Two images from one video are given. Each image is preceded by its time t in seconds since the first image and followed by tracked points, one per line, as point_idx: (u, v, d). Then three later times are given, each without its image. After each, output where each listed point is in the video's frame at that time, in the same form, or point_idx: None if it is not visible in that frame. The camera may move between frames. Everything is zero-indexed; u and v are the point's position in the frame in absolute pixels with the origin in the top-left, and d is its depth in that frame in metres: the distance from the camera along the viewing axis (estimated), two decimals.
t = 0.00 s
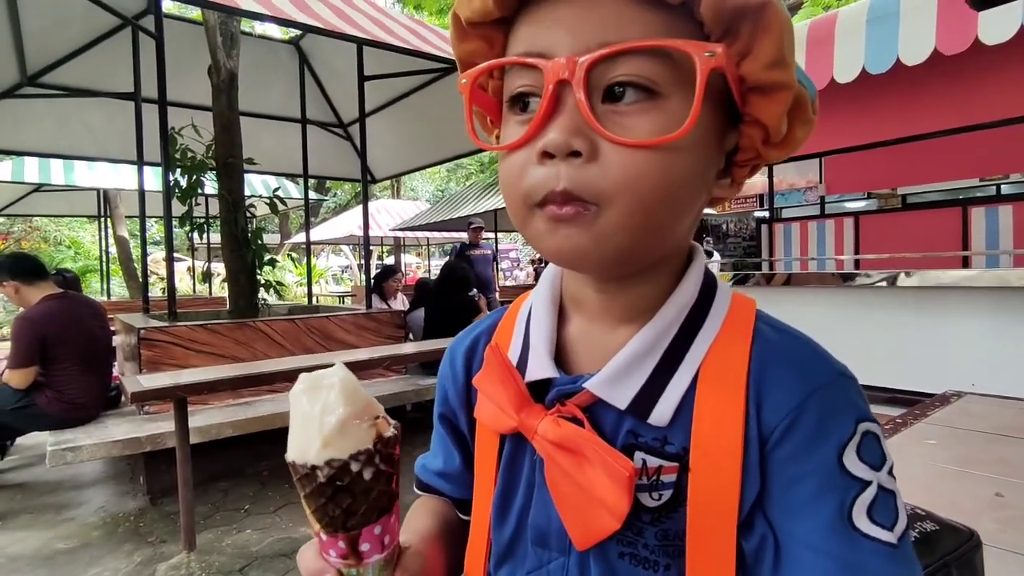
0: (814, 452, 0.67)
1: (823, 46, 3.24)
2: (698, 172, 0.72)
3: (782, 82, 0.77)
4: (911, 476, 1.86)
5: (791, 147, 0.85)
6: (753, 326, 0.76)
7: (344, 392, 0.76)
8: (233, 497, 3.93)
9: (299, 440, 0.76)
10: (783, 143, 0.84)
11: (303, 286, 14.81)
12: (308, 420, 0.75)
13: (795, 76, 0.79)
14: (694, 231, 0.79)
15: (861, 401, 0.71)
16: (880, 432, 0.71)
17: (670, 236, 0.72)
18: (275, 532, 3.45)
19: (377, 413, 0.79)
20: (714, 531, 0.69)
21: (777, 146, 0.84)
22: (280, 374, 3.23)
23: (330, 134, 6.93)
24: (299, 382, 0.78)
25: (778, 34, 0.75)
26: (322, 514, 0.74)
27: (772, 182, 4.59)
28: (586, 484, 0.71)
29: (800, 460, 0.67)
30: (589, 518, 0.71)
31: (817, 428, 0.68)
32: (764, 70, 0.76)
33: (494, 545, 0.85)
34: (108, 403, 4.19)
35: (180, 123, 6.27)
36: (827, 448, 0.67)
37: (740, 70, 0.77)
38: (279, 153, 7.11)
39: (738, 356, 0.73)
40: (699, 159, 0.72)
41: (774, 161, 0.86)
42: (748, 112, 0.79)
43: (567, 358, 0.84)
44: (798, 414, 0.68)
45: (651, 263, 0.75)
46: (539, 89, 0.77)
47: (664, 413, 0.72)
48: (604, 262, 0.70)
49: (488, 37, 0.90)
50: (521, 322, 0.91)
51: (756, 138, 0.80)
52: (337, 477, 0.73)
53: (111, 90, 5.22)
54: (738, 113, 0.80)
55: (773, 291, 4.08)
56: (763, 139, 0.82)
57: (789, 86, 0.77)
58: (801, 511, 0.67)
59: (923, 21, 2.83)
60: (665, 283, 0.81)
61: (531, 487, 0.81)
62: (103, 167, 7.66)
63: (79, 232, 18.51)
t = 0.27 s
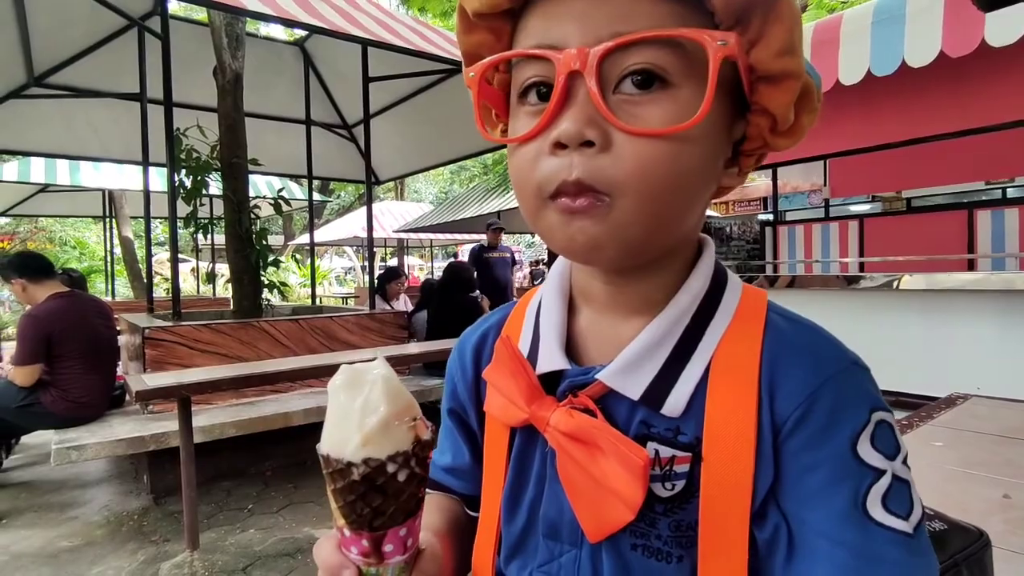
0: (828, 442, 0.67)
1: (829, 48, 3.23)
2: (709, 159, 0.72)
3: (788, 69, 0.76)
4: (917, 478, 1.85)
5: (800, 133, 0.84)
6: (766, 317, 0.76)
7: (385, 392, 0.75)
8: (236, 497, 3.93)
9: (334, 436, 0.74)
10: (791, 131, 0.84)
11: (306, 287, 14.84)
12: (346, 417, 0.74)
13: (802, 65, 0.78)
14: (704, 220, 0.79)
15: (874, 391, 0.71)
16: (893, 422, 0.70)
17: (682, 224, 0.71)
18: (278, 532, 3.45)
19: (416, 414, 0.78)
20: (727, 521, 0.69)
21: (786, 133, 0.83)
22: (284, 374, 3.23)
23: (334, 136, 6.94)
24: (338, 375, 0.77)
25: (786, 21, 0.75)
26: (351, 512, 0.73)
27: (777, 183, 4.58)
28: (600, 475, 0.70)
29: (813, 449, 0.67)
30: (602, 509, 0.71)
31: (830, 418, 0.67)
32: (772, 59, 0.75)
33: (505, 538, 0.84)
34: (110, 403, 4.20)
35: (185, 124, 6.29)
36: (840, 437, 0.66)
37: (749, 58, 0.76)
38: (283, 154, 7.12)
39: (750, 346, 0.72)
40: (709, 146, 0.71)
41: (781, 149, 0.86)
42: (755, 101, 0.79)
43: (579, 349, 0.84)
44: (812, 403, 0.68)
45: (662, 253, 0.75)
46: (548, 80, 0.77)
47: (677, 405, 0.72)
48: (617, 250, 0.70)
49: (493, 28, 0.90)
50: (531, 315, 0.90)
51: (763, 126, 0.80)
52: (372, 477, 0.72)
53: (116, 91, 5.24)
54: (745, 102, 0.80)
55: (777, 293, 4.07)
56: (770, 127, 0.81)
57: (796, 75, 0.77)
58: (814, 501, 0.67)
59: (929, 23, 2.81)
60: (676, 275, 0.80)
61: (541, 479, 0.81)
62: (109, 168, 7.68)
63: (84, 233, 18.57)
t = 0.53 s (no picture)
0: (830, 442, 0.67)
1: (832, 52, 3.22)
2: (708, 157, 0.72)
3: (777, 57, 0.77)
4: (921, 483, 1.85)
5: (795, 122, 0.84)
6: (770, 318, 0.76)
7: (391, 385, 0.77)
8: (239, 497, 3.94)
9: (342, 426, 0.76)
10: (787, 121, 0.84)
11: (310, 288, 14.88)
12: (353, 408, 0.76)
13: (789, 52, 0.79)
14: (706, 218, 0.79)
15: (879, 393, 0.71)
16: (897, 424, 0.71)
17: (683, 220, 0.72)
18: (281, 533, 3.45)
19: (420, 408, 0.80)
20: (728, 522, 0.69)
21: (781, 121, 0.83)
22: (288, 375, 3.24)
23: (338, 138, 6.96)
24: (346, 368, 0.79)
25: (766, 12, 0.76)
26: (354, 501, 0.74)
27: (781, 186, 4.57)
28: (602, 471, 0.71)
29: (815, 449, 0.67)
30: (604, 506, 0.71)
31: (833, 418, 0.67)
32: (761, 48, 0.75)
33: (509, 535, 0.85)
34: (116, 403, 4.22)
35: (191, 126, 6.32)
36: (842, 438, 0.67)
37: (736, 50, 0.76)
38: (288, 156, 7.15)
39: (753, 346, 0.73)
40: (708, 143, 0.72)
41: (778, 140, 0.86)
42: (748, 91, 0.79)
43: (584, 349, 0.85)
44: (813, 403, 0.68)
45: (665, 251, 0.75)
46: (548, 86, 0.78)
47: (679, 403, 0.72)
48: (621, 249, 0.70)
49: (492, 50, 0.91)
50: (537, 316, 0.91)
51: (759, 116, 0.80)
52: (376, 467, 0.74)
53: (123, 92, 5.27)
54: (737, 94, 0.80)
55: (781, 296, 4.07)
56: (766, 116, 0.81)
57: (783, 61, 0.77)
58: (816, 501, 0.67)
59: (934, 27, 2.81)
60: (679, 273, 0.81)
61: (545, 477, 0.81)
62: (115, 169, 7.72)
63: (90, 233, 18.65)
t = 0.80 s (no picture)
0: (829, 444, 0.67)
1: (841, 55, 3.21)
2: (706, 160, 0.72)
3: (770, 62, 0.77)
4: (928, 489, 1.84)
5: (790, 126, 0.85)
6: (769, 321, 0.76)
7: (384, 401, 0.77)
8: (246, 498, 3.96)
9: (336, 442, 0.77)
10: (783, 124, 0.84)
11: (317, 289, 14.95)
12: (347, 423, 0.77)
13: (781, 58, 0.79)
14: (705, 222, 0.79)
15: (878, 395, 0.71)
16: (896, 426, 0.71)
17: (683, 223, 0.72)
18: (288, 533, 3.47)
19: (414, 424, 0.80)
20: (728, 525, 0.69)
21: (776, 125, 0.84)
22: (296, 376, 3.26)
23: (346, 140, 6.99)
24: (341, 384, 0.80)
25: (758, 21, 0.76)
26: (349, 514, 0.75)
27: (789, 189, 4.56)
28: (602, 475, 0.71)
29: (814, 451, 0.67)
30: (604, 509, 0.71)
31: (832, 420, 0.67)
32: (753, 53, 0.76)
33: (512, 538, 0.85)
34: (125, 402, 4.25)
35: (200, 128, 6.35)
36: (842, 440, 0.67)
37: (728, 58, 0.77)
38: (296, 157, 7.18)
39: (753, 349, 0.73)
40: (706, 146, 0.72)
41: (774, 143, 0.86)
42: (742, 98, 0.79)
43: (586, 354, 0.85)
44: (812, 405, 0.68)
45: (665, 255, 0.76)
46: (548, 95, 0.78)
47: (678, 407, 0.72)
48: (623, 253, 0.71)
49: (493, 64, 0.92)
50: (540, 322, 0.92)
51: (754, 121, 0.80)
52: (368, 483, 0.74)
53: (133, 95, 5.31)
54: (732, 100, 0.80)
55: (788, 300, 4.05)
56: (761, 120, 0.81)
57: (776, 67, 0.77)
58: (816, 503, 0.67)
59: (944, 29, 2.79)
60: (680, 278, 0.81)
61: (547, 480, 0.82)
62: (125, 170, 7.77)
63: (100, 234, 18.78)
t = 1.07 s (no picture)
0: (823, 454, 0.68)
1: (853, 58, 3.21)
2: (698, 174, 0.74)
3: (756, 77, 0.78)
4: (935, 496, 1.84)
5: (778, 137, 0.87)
6: (764, 332, 0.77)
7: (373, 419, 0.78)
8: (254, 497, 4.00)
9: (329, 459, 0.78)
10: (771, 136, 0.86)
11: (327, 290, 15.02)
12: (338, 442, 0.78)
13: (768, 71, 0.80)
14: (699, 234, 0.81)
15: (872, 404, 0.72)
16: (891, 436, 0.72)
17: (676, 237, 0.73)
18: (295, 533, 3.50)
19: (405, 439, 0.80)
20: (726, 534, 0.70)
21: (765, 137, 0.85)
22: (305, 377, 3.29)
23: (356, 142, 7.03)
24: (333, 402, 0.80)
25: (744, 37, 0.77)
26: (345, 530, 0.77)
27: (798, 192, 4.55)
28: (602, 484, 0.73)
29: (810, 460, 0.68)
30: (603, 518, 0.73)
31: (826, 429, 0.69)
32: (739, 68, 0.77)
33: (516, 545, 0.86)
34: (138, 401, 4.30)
35: (212, 130, 6.42)
36: (836, 449, 0.68)
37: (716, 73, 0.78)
38: (306, 159, 7.23)
39: (749, 360, 0.74)
40: (697, 161, 0.74)
41: (765, 153, 0.88)
42: (731, 111, 0.80)
43: (586, 366, 0.87)
44: (806, 415, 0.69)
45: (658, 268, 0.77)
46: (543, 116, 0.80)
47: (676, 417, 0.74)
48: (617, 267, 0.72)
49: (489, 87, 0.94)
50: (542, 335, 0.94)
51: (744, 134, 0.81)
52: (361, 501, 0.75)
53: (146, 97, 5.37)
54: (721, 114, 0.82)
55: (796, 305, 4.05)
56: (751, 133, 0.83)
57: (763, 80, 0.79)
58: (811, 512, 0.68)
59: (958, 32, 2.77)
60: (674, 290, 0.82)
61: (550, 489, 0.83)
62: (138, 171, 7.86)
63: (113, 234, 18.96)
